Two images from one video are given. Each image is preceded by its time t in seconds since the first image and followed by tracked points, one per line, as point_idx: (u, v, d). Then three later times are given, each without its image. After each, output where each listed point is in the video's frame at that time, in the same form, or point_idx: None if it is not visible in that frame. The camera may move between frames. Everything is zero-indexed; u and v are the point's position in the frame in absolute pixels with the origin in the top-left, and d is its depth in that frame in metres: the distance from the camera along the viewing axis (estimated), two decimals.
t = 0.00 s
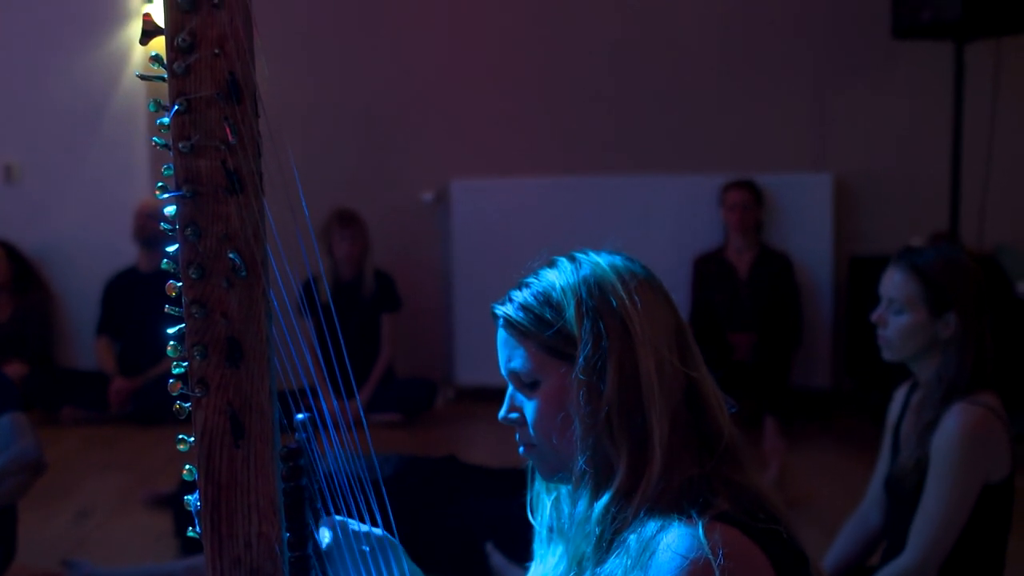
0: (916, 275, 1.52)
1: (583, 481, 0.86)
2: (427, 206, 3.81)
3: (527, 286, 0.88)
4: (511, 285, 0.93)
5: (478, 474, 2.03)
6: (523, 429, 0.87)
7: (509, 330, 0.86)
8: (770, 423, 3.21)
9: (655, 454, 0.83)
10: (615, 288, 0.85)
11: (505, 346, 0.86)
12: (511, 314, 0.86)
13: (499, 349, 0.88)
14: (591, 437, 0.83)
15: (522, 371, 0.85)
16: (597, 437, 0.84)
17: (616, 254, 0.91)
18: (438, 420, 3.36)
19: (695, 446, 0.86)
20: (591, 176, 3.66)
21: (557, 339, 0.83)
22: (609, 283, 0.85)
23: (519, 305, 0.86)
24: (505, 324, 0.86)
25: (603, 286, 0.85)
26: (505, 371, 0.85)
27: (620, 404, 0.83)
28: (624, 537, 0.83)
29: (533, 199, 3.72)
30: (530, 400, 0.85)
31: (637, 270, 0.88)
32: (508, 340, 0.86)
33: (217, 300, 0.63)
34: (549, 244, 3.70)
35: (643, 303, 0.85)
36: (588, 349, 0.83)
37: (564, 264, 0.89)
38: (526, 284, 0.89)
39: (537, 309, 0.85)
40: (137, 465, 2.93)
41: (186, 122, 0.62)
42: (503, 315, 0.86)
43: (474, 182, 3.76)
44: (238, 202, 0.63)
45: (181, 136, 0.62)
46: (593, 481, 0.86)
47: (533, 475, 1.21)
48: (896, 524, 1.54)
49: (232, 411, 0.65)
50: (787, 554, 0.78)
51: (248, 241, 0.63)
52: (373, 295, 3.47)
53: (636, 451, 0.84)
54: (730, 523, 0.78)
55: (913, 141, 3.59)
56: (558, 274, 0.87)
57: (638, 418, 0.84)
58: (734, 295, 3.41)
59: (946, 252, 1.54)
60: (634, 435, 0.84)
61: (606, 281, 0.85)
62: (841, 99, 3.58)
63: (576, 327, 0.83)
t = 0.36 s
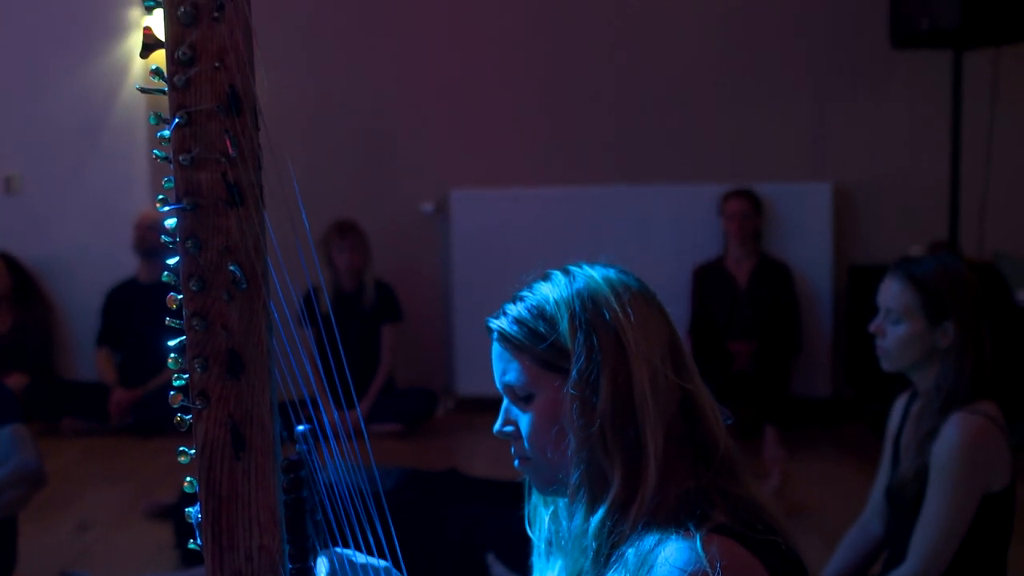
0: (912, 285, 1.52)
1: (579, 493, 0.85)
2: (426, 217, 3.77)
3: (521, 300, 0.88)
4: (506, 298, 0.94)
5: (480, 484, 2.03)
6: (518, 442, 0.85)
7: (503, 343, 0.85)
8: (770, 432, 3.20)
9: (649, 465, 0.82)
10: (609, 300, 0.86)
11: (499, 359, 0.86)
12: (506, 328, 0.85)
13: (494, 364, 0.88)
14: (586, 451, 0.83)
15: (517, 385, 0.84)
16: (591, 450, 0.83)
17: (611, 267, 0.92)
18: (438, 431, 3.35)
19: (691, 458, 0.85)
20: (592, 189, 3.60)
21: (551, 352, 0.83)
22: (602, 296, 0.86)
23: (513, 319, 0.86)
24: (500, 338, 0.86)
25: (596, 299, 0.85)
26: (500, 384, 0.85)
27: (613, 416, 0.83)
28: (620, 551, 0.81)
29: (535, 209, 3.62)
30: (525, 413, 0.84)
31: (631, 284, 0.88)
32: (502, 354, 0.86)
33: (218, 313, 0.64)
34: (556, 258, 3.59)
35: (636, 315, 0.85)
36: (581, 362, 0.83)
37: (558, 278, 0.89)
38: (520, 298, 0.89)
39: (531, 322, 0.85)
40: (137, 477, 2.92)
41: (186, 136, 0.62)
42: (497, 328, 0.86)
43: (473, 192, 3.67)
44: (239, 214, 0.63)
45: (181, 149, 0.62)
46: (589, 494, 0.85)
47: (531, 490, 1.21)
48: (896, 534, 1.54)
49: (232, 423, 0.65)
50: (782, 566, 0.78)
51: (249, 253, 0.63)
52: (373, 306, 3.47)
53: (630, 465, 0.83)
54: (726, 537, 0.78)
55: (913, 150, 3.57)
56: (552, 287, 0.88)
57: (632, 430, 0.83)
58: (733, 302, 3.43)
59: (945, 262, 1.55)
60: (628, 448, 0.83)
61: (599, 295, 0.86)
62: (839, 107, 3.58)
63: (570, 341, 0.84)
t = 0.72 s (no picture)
0: (913, 308, 1.53)
1: (577, 518, 0.84)
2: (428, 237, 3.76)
3: (515, 327, 0.89)
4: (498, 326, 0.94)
5: (480, 505, 2.02)
6: (516, 470, 0.84)
7: (499, 371, 0.85)
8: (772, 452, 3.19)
9: (646, 486, 0.82)
10: (603, 324, 0.86)
11: (495, 388, 0.86)
12: (501, 355, 0.86)
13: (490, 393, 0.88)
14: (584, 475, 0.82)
15: (514, 412, 0.84)
16: (587, 472, 0.82)
17: (604, 292, 0.93)
18: (440, 451, 3.35)
19: (688, 478, 0.85)
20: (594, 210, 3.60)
21: (547, 377, 0.84)
22: (596, 321, 0.87)
23: (508, 346, 0.86)
24: (495, 365, 0.86)
25: (591, 324, 0.86)
26: (498, 411, 0.84)
27: (610, 438, 0.82)
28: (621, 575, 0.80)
29: (538, 231, 3.61)
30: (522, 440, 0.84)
31: (625, 309, 0.89)
32: (498, 382, 0.85)
33: (217, 336, 0.64)
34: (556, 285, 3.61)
35: (631, 339, 0.86)
36: (578, 386, 0.83)
37: (551, 304, 0.90)
38: (514, 325, 0.90)
39: (526, 348, 0.85)
40: (138, 496, 2.92)
41: (188, 159, 0.63)
42: (492, 355, 0.86)
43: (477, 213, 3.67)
44: (241, 237, 0.63)
45: (183, 172, 0.63)
46: (587, 518, 0.84)
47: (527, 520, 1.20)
48: (898, 558, 1.53)
49: (234, 447, 0.65)
50: None
51: (250, 276, 0.63)
52: (376, 326, 3.47)
53: (628, 487, 0.83)
54: (726, 559, 0.77)
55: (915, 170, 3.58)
56: (546, 313, 0.89)
57: (629, 452, 0.83)
58: (735, 324, 3.44)
59: (946, 284, 1.55)
60: (626, 469, 0.83)
61: (594, 319, 0.87)
62: (841, 127, 3.59)
63: (567, 367, 0.84)
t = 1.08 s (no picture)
0: (917, 331, 1.53)
1: (584, 541, 0.82)
2: (433, 259, 3.76)
3: (520, 352, 0.89)
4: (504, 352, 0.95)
5: (486, 526, 2.02)
6: (523, 494, 0.84)
7: (504, 396, 0.86)
8: (777, 474, 3.18)
9: (652, 508, 0.81)
10: (608, 347, 0.87)
11: (500, 414, 0.86)
12: (507, 380, 0.86)
13: (495, 419, 0.88)
14: (590, 498, 0.82)
15: (520, 437, 0.84)
16: (595, 493, 0.82)
17: (608, 317, 0.93)
18: (444, 473, 3.34)
19: (690, 501, 0.85)
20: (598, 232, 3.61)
21: (553, 400, 0.84)
22: (601, 344, 0.87)
23: (514, 371, 0.86)
24: (501, 391, 0.86)
25: (596, 347, 0.87)
26: (504, 436, 0.84)
27: (616, 459, 0.82)
28: None
29: (544, 254, 3.62)
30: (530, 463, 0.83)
31: (630, 334, 0.89)
32: (504, 408, 0.86)
33: (227, 360, 0.64)
34: (560, 307, 3.61)
35: (636, 362, 0.86)
36: (585, 409, 0.83)
37: (555, 329, 0.90)
38: (519, 350, 0.90)
39: (532, 372, 0.86)
40: (142, 517, 2.91)
41: (200, 184, 0.64)
42: (498, 381, 0.87)
43: (482, 234, 3.67)
44: (250, 261, 0.64)
45: (195, 197, 0.64)
46: (593, 541, 0.82)
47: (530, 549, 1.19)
48: None
49: (243, 470, 0.65)
50: None
51: (260, 299, 0.64)
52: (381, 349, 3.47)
53: (634, 508, 0.82)
54: None
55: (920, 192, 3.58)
56: (550, 337, 0.89)
57: (635, 472, 0.82)
58: (740, 345, 3.44)
59: (949, 308, 1.55)
60: (632, 490, 0.82)
61: (598, 343, 0.87)
62: (845, 149, 3.60)
63: (573, 390, 0.84)
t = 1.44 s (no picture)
0: (921, 352, 1.52)
1: (591, 563, 0.83)
2: (438, 280, 3.76)
3: (530, 374, 0.89)
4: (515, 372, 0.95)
5: (493, 549, 2.01)
6: (531, 516, 0.85)
7: (514, 418, 0.85)
8: (782, 494, 3.17)
9: (660, 534, 0.82)
10: (617, 370, 0.86)
11: (510, 435, 0.86)
12: (516, 403, 0.86)
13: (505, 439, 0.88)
14: (598, 522, 0.82)
15: (529, 459, 0.84)
16: (603, 519, 0.82)
17: (620, 339, 0.93)
18: (449, 495, 3.33)
19: (700, 527, 0.85)
20: (603, 252, 3.60)
21: (562, 423, 0.84)
22: (610, 367, 0.86)
23: (523, 393, 0.86)
24: (510, 413, 0.86)
25: (606, 370, 0.86)
26: (512, 458, 0.84)
27: (624, 484, 0.82)
28: None
29: (549, 274, 3.61)
30: (537, 485, 0.84)
31: (639, 356, 0.88)
32: (513, 429, 0.86)
33: (230, 382, 0.69)
34: (565, 329, 3.61)
35: (646, 385, 0.86)
36: (593, 433, 0.83)
37: (564, 351, 0.90)
38: (530, 371, 0.90)
39: (541, 395, 0.85)
40: (146, 540, 2.91)
41: (204, 210, 0.68)
42: (508, 403, 0.87)
43: (488, 256, 3.66)
44: (254, 285, 0.68)
45: (199, 222, 0.68)
46: (601, 564, 0.83)
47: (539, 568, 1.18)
48: None
49: (246, 493, 0.69)
50: None
51: (263, 324, 0.69)
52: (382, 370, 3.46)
53: (641, 533, 0.82)
54: None
55: (923, 211, 3.58)
56: (560, 359, 0.89)
57: (644, 498, 0.83)
58: (743, 365, 3.44)
59: (953, 329, 1.55)
60: (640, 516, 0.82)
61: (607, 365, 0.87)
62: (848, 169, 3.60)
63: (581, 414, 0.84)
